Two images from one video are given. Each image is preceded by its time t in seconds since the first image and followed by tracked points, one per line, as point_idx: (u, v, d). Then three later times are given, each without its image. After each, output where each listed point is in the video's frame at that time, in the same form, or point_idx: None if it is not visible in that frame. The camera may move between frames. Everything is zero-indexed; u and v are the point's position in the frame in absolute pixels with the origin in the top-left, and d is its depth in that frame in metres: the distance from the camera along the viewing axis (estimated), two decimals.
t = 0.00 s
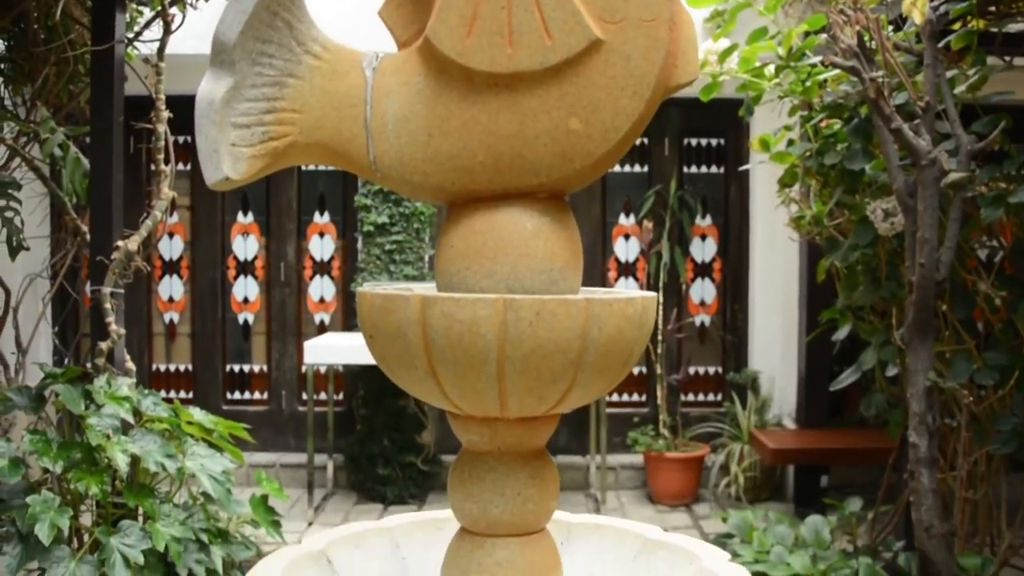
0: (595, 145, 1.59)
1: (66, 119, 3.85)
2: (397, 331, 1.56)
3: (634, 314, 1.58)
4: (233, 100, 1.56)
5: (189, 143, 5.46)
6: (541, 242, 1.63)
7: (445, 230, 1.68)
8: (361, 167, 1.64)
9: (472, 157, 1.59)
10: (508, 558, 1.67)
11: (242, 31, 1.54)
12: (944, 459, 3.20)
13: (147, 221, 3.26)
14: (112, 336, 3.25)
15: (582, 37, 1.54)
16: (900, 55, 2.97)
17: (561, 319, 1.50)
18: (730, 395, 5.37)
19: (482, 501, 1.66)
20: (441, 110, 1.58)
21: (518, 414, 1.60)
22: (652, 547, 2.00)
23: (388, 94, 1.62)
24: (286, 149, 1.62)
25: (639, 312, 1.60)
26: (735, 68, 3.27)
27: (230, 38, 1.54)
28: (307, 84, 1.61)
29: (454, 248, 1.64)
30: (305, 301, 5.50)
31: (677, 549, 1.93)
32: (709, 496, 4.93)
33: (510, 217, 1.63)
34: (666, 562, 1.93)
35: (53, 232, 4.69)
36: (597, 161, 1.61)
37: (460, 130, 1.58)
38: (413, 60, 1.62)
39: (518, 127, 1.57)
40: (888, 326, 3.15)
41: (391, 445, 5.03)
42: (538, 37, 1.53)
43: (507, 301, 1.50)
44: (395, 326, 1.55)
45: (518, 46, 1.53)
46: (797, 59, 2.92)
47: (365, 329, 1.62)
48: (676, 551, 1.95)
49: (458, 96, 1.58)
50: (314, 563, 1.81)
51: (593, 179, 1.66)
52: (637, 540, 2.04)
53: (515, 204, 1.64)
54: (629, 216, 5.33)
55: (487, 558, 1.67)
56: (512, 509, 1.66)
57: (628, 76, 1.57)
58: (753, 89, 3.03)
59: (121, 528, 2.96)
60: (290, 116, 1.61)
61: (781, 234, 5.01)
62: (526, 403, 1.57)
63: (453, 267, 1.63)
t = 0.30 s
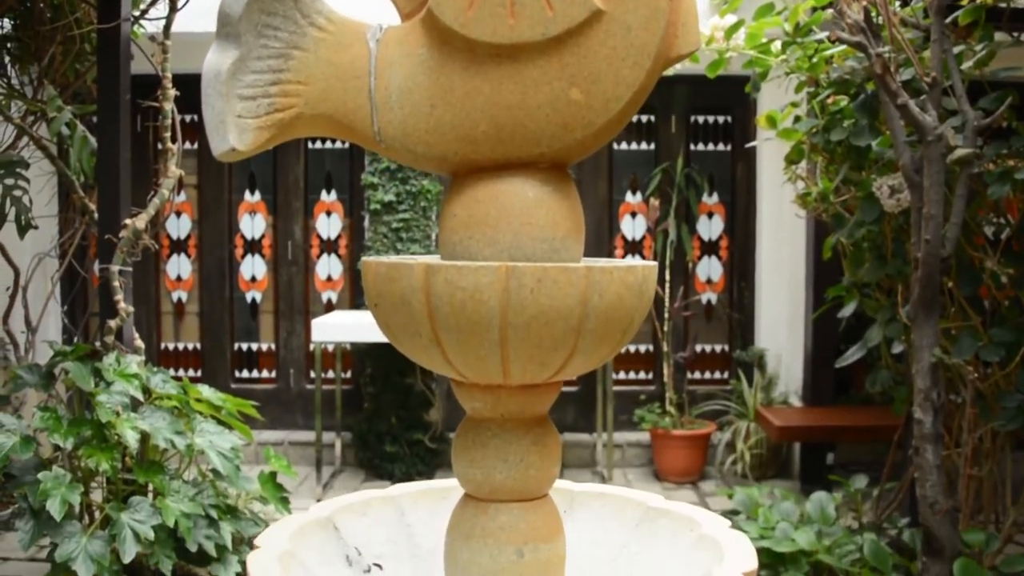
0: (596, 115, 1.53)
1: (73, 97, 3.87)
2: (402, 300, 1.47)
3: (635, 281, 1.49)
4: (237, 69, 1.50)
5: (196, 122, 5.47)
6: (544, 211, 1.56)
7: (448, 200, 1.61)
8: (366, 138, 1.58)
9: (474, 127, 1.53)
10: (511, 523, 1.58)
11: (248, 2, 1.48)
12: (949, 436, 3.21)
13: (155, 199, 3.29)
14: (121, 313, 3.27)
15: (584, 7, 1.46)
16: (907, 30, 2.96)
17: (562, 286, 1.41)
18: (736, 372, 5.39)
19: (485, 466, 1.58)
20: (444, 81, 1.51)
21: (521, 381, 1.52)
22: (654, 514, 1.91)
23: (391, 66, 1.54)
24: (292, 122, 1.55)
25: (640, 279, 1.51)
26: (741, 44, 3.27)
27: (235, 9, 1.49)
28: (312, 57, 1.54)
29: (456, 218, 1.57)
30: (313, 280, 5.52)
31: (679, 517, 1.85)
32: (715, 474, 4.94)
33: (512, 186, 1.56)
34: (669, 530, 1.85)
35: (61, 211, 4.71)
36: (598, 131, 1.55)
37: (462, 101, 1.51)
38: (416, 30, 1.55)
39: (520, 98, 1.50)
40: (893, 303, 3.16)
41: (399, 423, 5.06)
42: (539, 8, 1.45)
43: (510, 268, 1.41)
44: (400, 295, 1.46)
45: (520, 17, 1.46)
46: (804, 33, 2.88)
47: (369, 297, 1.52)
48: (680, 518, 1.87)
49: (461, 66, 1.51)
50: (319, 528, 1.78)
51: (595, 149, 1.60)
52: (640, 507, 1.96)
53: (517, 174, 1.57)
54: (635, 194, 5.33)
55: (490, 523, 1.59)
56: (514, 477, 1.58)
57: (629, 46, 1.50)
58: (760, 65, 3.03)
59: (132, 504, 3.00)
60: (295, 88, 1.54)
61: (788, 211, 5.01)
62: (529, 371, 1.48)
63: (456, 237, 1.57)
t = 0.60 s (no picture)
0: (595, 85, 1.48)
1: (80, 77, 3.88)
2: (401, 267, 1.41)
3: (634, 249, 1.42)
4: (243, 41, 1.48)
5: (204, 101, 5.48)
6: (544, 180, 1.52)
7: (450, 169, 1.57)
8: (369, 109, 1.54)
9: (474, 97, 1.49)
10: (513, 486, 1.52)
11: None
12: (955, 416, 3.21)
13: (163, 178, 3.31)
14: (130, 292, 3.29)
15: None
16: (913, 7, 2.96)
17: (561, 253, 1.36)
18: (743, 352, 5.40)
19: (488, 431, 1.53)
20: (445, 52, 1.48)
21: (521, 348, 1.47)
22: (653, 481, 1.88)
23: (395, 37, 1.51)
24: (296, 93, 1.52)
25: (641, 246, 1.45)
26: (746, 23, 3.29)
27: None
28: (316, 29, 1.51)
29: (458, 186, 1.53)
30: (320, 260, 5.53)
31: (677, 484, 1.82)
32: (722, 454, 4.96)
33: (514, 156, 1.52)
34: (666, 497, 1.82)
35: (69, 192, 4.73)
36: (598, 101, 1.50)
37: (464, 71, 1.48)
38: None
39: (520, 69, 1.46)
40: (898, 281, 3.17)
41: (406, 402, 5.08)
42: None
43: (510, 234, 1.36)
44: (399, 262, 1.41)
45: None
46: (810, 11, 2.92)
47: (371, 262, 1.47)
48: (678, 484, 1.84)
49: (462, 37, 1.47)
50: (324, 494, 1.76)
51: (596, 117, 1.56)
52: (639, 475, 1.93)
53: (519, 144, 1.53)
54: (643, 173, 5.32)
55: (491, 487, 1.52)
56: (515, 441, 1.52)
57: (627, 17, 1.46)
58: (766, 43, 3.04)
59: (142, 481, 3.02)
60: (300, 59, 1.51)
61: (795, 189, 5.01)
62: (529, 337, 1.44)
63: (457, 207, 1.53)
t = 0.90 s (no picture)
0: (583, 53, 1.51)
1: (89, 58, 3.89)
2: (395, 233, 1.47)
3: (620, 214, 1.48)
4: (239, 12, 1.55)
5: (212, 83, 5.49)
6: (533, 147, 1.56)
7: (442, 136, 1.62)
8: (362, 78, 1.60)
9: (465, 66, 1.53)
10: (501, 450, 1.59)
11: None
12: (960, 395, 3.21)
13: (171, 158, 3.32)
14: (139, 272, 3.31)
15: None
16: None
17: (548, 217, 1.41)
18: (751, 333, 5.41)
19: (477, 394, 1.60)
20: (436, 21, 1.52)
21: (511, 311, 1.54)
22: (645, 448, 1.89)
23: (387, 7, 1.56)
24: (291, 63, 1.59)
25: (626, 211, 1.50)
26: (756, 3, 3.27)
27: None
28: None
29: (448, 153, 1.59)
30: (329, 241, 5.54)
31: (669, 450, 1.82)
32: (729, 435, 4.98)
33: (503, 123, 1.56)
34: (657, 463, 1.83)
35: (80, 173, 4.76)
36: (586, 69, 1.54)
37: (454, 40, 1.52)
38: None
39: (508, 37, 1.50)
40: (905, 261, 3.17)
41: (415, 383, 5.11)
42: None
43: (498, 199, 1.41)
44: (393, 228, 1.46)
45: None
46: None
47: (364, 229, 1.52)
48: (670, 450, 1.84)
49: (452, 7, 1.51)
50: (321, 458, 1.78)
51: (586, 85, 1.59)
52: (632, 441, 1.94)
53: (508, 111, 1.57)
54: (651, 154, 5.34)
55: (482, 450, 1.60)
56: (505, 405, 1.59)
57: None
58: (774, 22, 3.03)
59: (151, 460, 3.03)
60: (295, 30, 1.58)
61: (802, 168, 5.00)
62: (518, 301, 1.50)
63: (448, 172, 1.58)
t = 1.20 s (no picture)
0: (573, 22, 1.51)
1: (99, 39, 3.91)
2: (388, 200, 1.44)
3: (609, 181, 1.46)
4: None
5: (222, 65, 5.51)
6: (524, 116, 1.55)
7: (434, 106, 1.61)
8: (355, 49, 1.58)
9: (457, 36, 1.51)
10: (494, 414, 1.56)
11: None
12: (967, 375, 3.20)
13: (180, 139, 3.34)
14: (150, 252, 3.34)
15: None
16: None
17: (537, 183, 1.39)
18: (760, 315, 5.41)
19: (470, 359, 1.58)
20: None
21: (502, 277, 1.52)
22: (639, 416, 1.87)
23: None
24: (289, 35, 1.57)
25: (616, 178, 1.48)
26: None
27: None
28: None
29: (440, 123, 1.58)
30: (339, 223, 5.57)
31: (662, 418, 1.80)
32: (738, 416, 4.99)
33: (494, 92, 1.55)
34: (651, 431, 1.80)
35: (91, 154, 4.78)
36: (576, 38, 1.53)
37: (446, 9, 1.50)
38: None
39: (499, 6, 1.49)
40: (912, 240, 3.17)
41: (424, 363, 5.13)
42: None
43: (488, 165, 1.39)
44: (385, 196, 1.44)
45: None
46: None
47: (358, 195, 1.50)
48: (663, 419, 1.81)
49: None
50: (321, 425, 1.78)
51: (576, 55, 1.59)
52: (627, 410, 1.91)
53: (499, 81, 1.56)
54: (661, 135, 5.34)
55: (475, 414, 1.57)
56: (497, 370, 1.57)
57: None
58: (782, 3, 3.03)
59: (163, 438, 3.06)
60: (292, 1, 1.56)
61: (810, 148, 5.00)
62: (509, 267, 1.48)
63: (441, 141, 1.57)
